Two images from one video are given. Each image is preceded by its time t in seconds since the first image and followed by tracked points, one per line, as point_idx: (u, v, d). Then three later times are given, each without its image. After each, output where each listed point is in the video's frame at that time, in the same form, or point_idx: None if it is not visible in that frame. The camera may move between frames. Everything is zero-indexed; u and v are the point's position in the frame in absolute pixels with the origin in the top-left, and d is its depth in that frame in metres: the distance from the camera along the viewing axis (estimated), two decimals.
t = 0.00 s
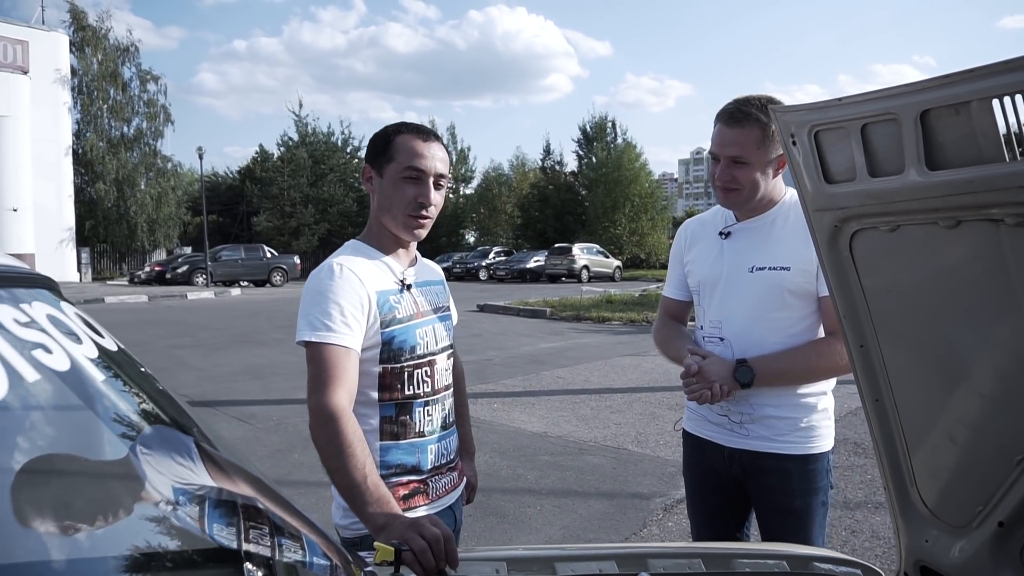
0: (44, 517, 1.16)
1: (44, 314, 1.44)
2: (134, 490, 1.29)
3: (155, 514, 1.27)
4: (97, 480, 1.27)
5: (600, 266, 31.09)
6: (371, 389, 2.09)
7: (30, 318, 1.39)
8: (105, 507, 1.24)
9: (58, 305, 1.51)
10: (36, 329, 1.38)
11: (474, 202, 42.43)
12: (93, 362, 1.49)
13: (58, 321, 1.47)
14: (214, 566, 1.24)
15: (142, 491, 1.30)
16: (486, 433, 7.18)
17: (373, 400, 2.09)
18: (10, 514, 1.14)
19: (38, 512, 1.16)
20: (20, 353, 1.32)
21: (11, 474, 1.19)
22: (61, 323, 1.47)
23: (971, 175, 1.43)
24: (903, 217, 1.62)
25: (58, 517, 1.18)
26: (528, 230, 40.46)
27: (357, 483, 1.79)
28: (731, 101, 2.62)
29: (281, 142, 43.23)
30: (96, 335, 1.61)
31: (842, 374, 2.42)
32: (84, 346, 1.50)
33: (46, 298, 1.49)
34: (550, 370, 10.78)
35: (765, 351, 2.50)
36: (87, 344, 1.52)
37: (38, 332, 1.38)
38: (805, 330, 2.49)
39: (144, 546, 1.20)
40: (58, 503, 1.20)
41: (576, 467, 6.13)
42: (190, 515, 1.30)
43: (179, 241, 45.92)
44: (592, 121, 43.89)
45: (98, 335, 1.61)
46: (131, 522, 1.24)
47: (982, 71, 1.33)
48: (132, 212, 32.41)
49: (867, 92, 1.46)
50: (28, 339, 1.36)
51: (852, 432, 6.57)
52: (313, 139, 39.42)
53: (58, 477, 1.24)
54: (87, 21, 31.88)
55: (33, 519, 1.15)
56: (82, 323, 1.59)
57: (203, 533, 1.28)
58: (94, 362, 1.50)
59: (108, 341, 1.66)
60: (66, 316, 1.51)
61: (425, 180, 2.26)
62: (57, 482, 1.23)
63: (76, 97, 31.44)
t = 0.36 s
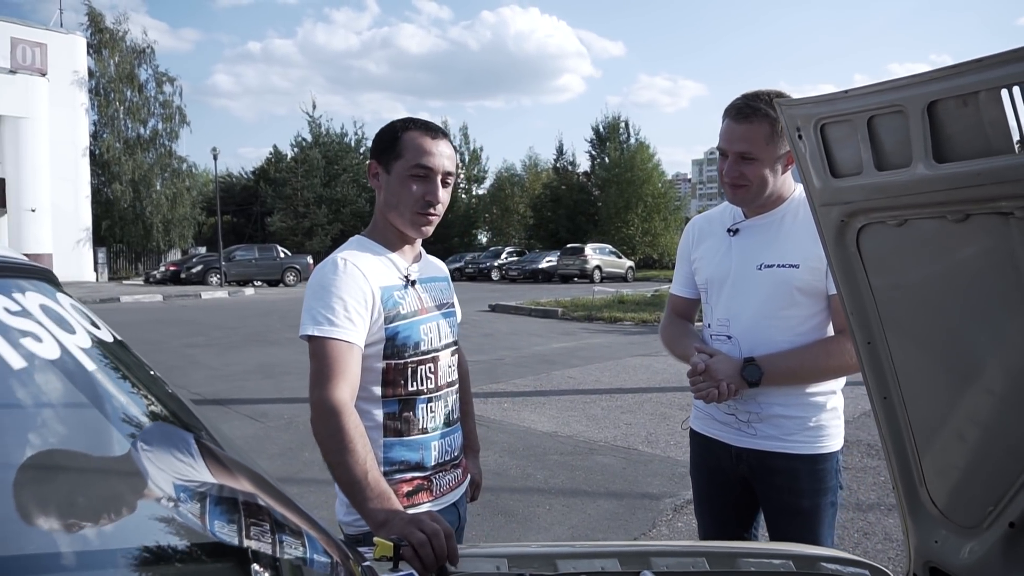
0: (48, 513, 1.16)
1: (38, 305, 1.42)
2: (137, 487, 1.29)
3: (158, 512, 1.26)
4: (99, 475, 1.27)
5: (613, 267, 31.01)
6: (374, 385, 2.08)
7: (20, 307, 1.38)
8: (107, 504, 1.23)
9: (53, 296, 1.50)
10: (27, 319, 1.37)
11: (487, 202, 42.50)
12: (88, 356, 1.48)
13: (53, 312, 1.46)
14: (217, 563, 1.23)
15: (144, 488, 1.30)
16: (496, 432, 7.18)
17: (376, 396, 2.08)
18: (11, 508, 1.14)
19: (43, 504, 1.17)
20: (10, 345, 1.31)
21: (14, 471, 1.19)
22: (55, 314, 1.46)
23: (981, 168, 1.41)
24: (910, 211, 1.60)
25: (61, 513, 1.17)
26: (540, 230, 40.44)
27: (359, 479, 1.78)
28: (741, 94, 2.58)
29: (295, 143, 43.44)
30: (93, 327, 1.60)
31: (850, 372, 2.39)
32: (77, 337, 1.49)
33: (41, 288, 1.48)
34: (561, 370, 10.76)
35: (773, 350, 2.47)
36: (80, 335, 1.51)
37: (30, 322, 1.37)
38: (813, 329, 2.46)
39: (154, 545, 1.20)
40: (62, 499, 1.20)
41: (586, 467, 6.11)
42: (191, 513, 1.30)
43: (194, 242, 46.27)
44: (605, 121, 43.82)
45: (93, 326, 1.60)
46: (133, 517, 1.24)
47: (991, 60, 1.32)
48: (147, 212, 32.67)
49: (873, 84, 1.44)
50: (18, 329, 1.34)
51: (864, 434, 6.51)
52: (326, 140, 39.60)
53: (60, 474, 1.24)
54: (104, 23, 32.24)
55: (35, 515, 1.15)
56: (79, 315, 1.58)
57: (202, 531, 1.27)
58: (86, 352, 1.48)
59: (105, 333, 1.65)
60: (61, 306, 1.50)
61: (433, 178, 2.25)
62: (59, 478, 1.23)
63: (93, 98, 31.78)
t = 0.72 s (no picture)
0: (55, 511, 1.15)
1: (37, 296, 1.41)
2: (142, 484, 1.28)
3: (164, 508, 1.26)
4: (102, 470, 1.26)
5: (622, 267, 30.93)
6: (376, 381, 2.08)
7: (18, 299, 1.36)
8: (114, 499, 1.23)
9: (51, 288, 1.48)
10: (25, 311, 1.35)
11: (496, 202, 42.52)
12: (87, 348, 1.47)
13: (52, 304, 1.44)
14: (221, 558, 1.24)
15: (149, 483, 1.29)
16: (503, 432, 7.18)
17: (378, 392, 2.08)
18: (17, 504, 1.13)
19: (50, 501, 1.16)
20: (8, 336, 1.29)
21: (20, 468, 1.18)
22: (55, 306, 1.45)
23: (986, 160, 1.40)
24: (915, 206, 1.59)
25: (67, 508, 1.17)
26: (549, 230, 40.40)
27: (360, 474, 1.78)
28: (749, 90, 2.57)
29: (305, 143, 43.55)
30: (94, 320, 1.59)
31: (855, 371, 2.37)
32: (76, 329, 1.47)
33: (39, 281, 1.47)
34: (569, 369, 10.75)
35: (778, 347, 2.46)
36: (80, 327, 1.49)
37: (27, 313, 1.35)
38: (818, 327, 2.44)
39: (161, 543, 1.20)
40: (68, 495, 1.19)
41: (593, 467, 6.09)
42: (195, 507, 1.30)
43: (205, 242, 46.51)
44: (614, 121, 43.74)
45: (93, 320, 1.58)
46: (139, 513, 1.23)
47: (994, 52, 1.31)
48: (158, 212, 32.83)
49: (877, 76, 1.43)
50: (16, 320, 1.33)
51: (874, 434, 6.46)
52: (336, 140, 39.70)
53: (66, 469, 1.23)
54: (116, 24, 32.48)
55: (42, 512, 1.14)
56: (77, 307, 1.57)
57: (206, 526, 1.28)
58: (84, 344, 1.47)
59: (104, 327, 1.63)
60: (59, 298, 1.49)
61: (439, 178, 2.25)
62: (65, 476, 1.22)
63: (104, 99, 32.02)
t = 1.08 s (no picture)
0: (63, 507, 1.15)
1: (40, 288, 1.41)
2: (150, 479, 1.28)
3: (171, 504, 1.26)
4: (110, 466, 1.26)
5: (633, 267, 30.84)
6: (382, 379, 2.08)
7: (21, 290, 1.36)
8: (122, 494, 1.22)
9: (55, 281, 1.48)
10: (28, 303, 1.35)
11: (507, 203, 42.51)
12: (91, 340, 1.46)
13: (55, 296, 1.44)
14: (226, 553, 1.24)
15: (156, 479, 1.29)
16: (513, 431, 7.17)
17: (384, 389, 2.08)
18: (26, 500, 1.13)
19: (57, 496, 1.16)
20: (11, 328, 1.28)
21: (26, 464, 1.17)
22: (58, 299, 1.44)
23: (997, 153, 1.39)
24: (926, 200, 1.57)
25: (75, 503, 1.16)
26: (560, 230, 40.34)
27: (367, 470, 1.77)
28: (757, 86, 2.54)
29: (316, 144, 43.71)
30: (98, 314, 1.59)
31: (866, 368, 2.34)
32: (78, 320, 1.47)
33: (43, 273, 1.47)
34: (580, 369, 10.73)
35: (788, 346, 2.43)
36: (82, 319, 1.49)
37: (27, 303, 1.35)
38: (828, 324, 2.42)
39: (170, 542, 1.19)
40: (76, 490, 1.18)
41: (603, 466, 6.07)
42: (201, 502, 1.30)
43: (217, 241, 46.76)
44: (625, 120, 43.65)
45: (97, 314, 1.58)
46: (148, 508, 1.23)
47: (1006, 43, 1.29)
48: (172, 213, 33.03)
49: (887, 70, 1.41)
50: (18, 311, 1.32)
51: (887, 436, 6.41)
52: (347, 141, 39.82)
53: (74, 464, 1.23)
54: (130, 26, 32.76)
55: (50, 507, 1.14)
56: (81, 300, 1.56)
57: (213, 521, 1.28)
58: (87, 335, 1.46)
59: (110, 321, 1.63)
60: (63, 291, 1.49)
61: (447, 175, 2.25)
62: (74, 471, 1.21)
63: (119, 101, 32.32)
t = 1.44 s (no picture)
0: (72, 503, 1.15)
1: (39, 281, 1.40)
2: (156, 476, 1.28)
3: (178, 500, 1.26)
4: (118, 464, 1.26)
5: (645, 267, 30.73)
6: (386, 376, 2.08)
7: (19, 282, 1.35)
8: (130, 491, 1.23)
9: (56, 274, 1.47)
10: (26, 294, 1.34)
11: (519, 203, 42.49)
12: (92, 332, 1.46)
13: (54, 288, 1.43)
14: (233, 549, 1.23)
15: (162, 476, 1.29)
16: (523, 430, 7.16)
17: (388, 386, 2.08)
18: (34, 496, 1.13)
19: (64, 494, 1.16)
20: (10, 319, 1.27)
21: (33, 461, 1.17)
22: (58, 290, 1.44)
23: (1006, 145, 1.36)
24: (937, 194, 1.54)
25: (83, 500, 1.17)
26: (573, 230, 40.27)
27: (370, 466, 1.77)
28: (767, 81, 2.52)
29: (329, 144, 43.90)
30: (100, 306, 1.58)
31: (876, 365, 2.32)
32: (78, 313, 1.46)
33: (42, 265, 1.46)
34: (591, 369, 10.70)
35: (796, 343, 2.41)
36: (82, 310, 1.48)
37: (26, 294, 1.34)
38: (838, 321, 2.39)
39: (181, 540, 1.19)
40: (82, 486, 1.19)
41: (613, 466, 6.04)
42: (208, 498, 1.30)
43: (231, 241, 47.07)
44: (638, 120, 43.53)
45: (99, 306, 1.57)
46: (156, 505, 1.23)
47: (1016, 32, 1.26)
48: (186, 213, 33.28)
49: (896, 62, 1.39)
50: (16, 302, 1.31)
51: (901, 436, 6.34)
52: (360, 141, 39.96)
53: (80, 461, 1.23)
54: (146, 29, 33.09)
55: (58, 503, 1.14)
56: (83, 292, 1.56)
57: (219, 518, 1.27)
58: (87, 327, 1.45)
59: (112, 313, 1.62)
60: (64, 284, 1.48)
61: (456, 173, 2.24)
62: (82, 469, 1.22)
63: (134, 102, 32.63)
